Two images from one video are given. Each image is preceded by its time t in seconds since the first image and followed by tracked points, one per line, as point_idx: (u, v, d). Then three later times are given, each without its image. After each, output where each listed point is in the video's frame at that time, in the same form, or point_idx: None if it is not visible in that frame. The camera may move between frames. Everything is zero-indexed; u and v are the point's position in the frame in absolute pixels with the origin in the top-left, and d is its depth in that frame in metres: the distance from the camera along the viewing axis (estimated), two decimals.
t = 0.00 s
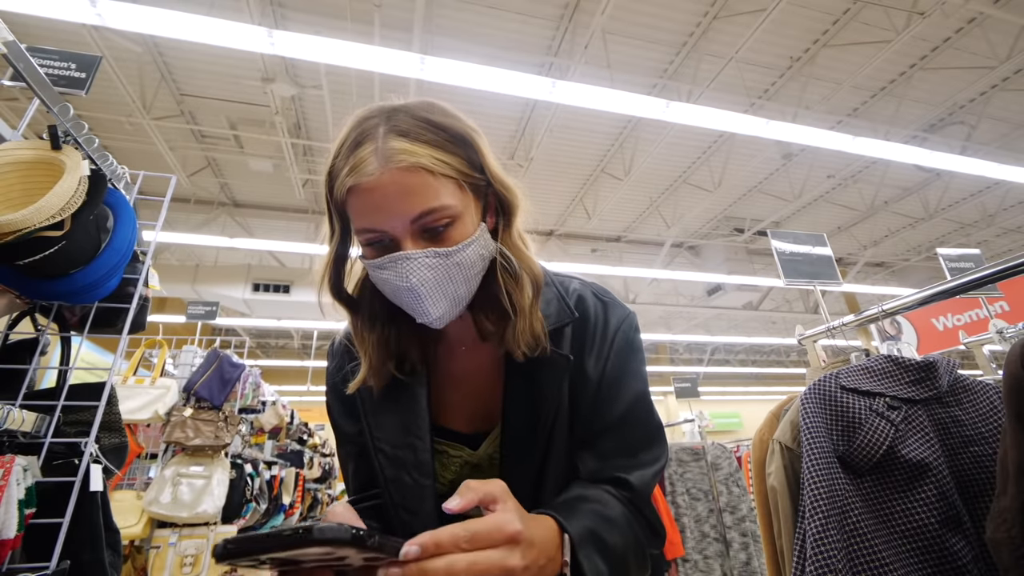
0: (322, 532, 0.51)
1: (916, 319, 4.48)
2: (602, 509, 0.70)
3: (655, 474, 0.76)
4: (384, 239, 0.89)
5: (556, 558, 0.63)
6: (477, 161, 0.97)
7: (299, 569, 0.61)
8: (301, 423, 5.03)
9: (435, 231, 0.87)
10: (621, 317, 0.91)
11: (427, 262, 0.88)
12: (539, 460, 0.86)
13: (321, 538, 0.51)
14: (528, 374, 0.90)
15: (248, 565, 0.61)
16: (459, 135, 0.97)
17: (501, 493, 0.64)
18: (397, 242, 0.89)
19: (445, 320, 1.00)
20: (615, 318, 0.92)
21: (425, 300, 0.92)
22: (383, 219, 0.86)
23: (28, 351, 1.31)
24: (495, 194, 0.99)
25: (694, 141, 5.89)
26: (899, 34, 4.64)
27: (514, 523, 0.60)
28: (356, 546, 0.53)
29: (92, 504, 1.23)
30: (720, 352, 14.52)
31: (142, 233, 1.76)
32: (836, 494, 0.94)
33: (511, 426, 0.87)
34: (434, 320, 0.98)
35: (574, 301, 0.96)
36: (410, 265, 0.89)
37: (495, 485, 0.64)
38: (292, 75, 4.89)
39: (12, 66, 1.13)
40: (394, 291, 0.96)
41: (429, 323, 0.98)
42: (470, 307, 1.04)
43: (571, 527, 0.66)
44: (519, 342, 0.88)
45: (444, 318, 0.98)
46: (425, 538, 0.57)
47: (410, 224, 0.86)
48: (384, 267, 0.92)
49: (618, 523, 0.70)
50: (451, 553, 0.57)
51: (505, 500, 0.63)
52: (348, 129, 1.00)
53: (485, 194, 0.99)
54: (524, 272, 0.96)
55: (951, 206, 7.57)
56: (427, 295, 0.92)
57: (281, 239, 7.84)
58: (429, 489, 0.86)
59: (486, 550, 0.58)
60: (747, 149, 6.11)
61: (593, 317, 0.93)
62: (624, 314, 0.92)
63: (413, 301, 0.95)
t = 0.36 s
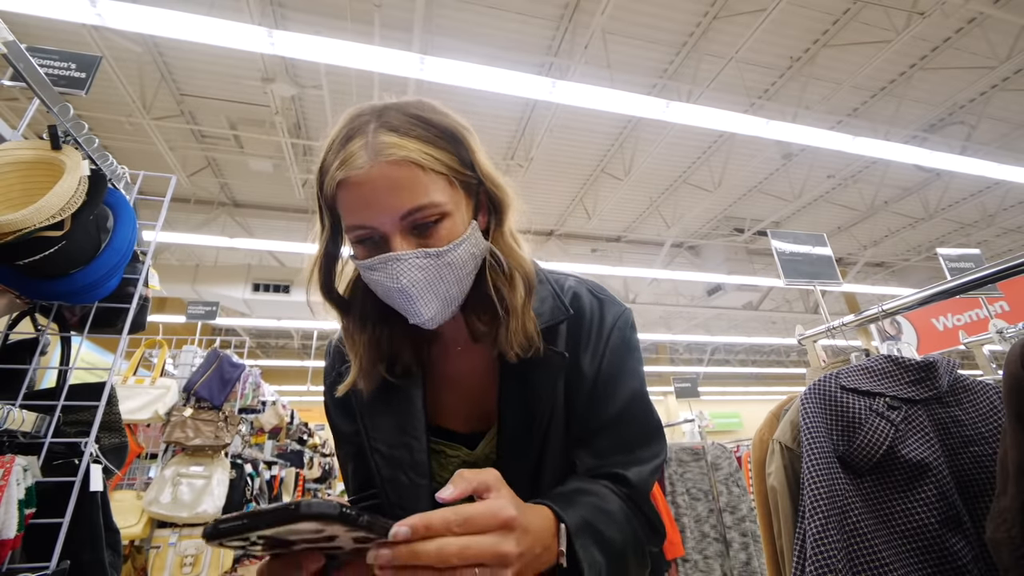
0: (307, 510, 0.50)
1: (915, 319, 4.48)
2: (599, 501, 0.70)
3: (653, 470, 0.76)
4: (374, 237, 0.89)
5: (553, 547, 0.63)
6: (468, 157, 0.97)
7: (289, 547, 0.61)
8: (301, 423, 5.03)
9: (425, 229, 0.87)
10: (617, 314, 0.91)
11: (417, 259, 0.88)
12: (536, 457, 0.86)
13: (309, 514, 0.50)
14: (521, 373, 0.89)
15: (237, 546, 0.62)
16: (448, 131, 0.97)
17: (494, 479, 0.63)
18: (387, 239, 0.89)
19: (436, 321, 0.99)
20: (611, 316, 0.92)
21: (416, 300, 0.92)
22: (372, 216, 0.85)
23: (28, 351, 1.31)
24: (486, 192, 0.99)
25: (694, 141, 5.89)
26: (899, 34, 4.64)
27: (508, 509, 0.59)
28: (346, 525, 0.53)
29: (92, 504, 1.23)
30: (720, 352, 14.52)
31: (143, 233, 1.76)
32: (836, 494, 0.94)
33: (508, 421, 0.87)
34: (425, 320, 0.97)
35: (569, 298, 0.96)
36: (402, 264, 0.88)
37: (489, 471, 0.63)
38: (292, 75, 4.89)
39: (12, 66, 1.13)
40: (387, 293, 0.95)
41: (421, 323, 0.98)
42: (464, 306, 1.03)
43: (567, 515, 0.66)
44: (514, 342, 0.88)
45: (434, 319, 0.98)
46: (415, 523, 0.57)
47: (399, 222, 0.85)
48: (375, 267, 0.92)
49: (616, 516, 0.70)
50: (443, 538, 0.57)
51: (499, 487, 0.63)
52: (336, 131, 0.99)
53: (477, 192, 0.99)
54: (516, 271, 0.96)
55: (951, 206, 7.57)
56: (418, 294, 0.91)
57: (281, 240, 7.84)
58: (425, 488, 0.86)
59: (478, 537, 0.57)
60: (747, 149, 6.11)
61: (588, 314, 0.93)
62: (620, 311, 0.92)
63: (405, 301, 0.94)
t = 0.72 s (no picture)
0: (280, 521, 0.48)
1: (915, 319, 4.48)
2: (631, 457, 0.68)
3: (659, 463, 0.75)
4: (400, 174, 0.94)
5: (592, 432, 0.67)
6: (507, 154, 1.04)
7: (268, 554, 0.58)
8: (301, 423, 5.04)
9: (450, 181, 0.92)
10: (623, 321, 0.91)
11: (435, 204, 0.90)
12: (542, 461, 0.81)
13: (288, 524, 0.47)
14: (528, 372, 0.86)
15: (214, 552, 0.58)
16: (493, 124, 1.04)
17: (552, 411, 0.67)
18: (411, 179, 0.93)
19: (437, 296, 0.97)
20: (618, 324, 0.92)
21: (417, 240, 0.90)
22: (407, 152, 0.91)
23: (28, 351, 1.31)
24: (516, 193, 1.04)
25: (694, 141, 5.88)
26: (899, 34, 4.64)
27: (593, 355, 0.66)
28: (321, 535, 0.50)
29: (92, 505, 1.23)
30: (720, 353, 14.52)
31: (143, 233, 1.76)
32: (836, 494, 0.94)
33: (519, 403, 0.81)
34: (422, 285, 0.94)
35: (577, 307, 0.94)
36: (417, 199, 0.90)
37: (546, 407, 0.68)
38: (292, 76, 4.89)
39: (12, 66, 1.13)
40: (389, 232, 0.94)
41: (416, 287, 0.95)
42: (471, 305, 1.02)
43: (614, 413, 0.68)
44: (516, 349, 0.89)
45: (435, 288, 0.95)
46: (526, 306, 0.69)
47: (430, 164, 0.91)
48: (390, 205, 0.93)
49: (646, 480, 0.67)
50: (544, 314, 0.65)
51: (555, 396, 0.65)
52: (387, 110, 1.08)
53: (509, 189, 1.04)
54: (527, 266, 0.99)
55: (951, 206, 7.57)
56: (421, 242, 0.90)
57: (281, 240, 7.85)
58: (431, 495, 0.81)
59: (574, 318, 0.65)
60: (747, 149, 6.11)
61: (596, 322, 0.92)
62: (626, 320, 0.92)
63: (406, 244, 0.92)
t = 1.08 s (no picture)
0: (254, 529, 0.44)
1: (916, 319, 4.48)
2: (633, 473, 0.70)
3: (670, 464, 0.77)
4: (426, 198, 0.90)
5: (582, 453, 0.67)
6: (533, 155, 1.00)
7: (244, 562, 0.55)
8: (301, 423, 5.04)
9: (478, 204, 0.88)
10: (635, 321, 0.92)
11: (463, 231, 0.88)
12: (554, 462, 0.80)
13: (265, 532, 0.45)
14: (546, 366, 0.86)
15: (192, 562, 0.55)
16: (519, 128, 1.00)
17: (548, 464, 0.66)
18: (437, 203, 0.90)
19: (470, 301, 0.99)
20: (630, 325, 0.93)
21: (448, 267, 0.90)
22: (432, 178, 0.87)
23: (28, 351, 1.31)
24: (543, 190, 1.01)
25: (694, 141, 5.89)
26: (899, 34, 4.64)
27: (567, 410, 0.62)
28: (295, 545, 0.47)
29: (92, 505, 1.23)
30: (720, 353, 14.52)
31: (143, 233, 1.76)
32: (836, 495, 0.94)
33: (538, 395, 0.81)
34: (455, 297, 0.97)
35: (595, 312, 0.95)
36: (446, 228, 0.88)
37: (539, 454, 0.66)
38: (292, 76, 4.89)
39: (12, 66, 1.13)
40: (421, 254, 0.94)
41: (450, 297, 0.97)
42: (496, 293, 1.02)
43: (610, 448, 0.69)
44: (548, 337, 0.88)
45: (467, 297, 0.97)
46: (476, 389, 0.60)
47: (456, 189, 0.87)
48: (419, 230, 0.91)
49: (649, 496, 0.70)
50: (497, 400, 0.58)
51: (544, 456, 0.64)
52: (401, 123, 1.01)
53: (533, 190, 1.00)
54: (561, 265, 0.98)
55: (951, 206, 7.57)
56: (454, 267, 0.91)
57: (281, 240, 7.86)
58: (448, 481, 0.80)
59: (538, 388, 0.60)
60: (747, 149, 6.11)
61: (609, 323, 0.93)
62: (638, 320, 0.93)
63: (436, 269, 0.93)
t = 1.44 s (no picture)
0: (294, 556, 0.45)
1: (915, 320, 4.48)
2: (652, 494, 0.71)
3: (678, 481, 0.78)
4: (436, 189, 0.91)
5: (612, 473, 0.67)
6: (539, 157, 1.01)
7: None
8: (302, 422, 5.05)
9: (486, 193, 0.89)
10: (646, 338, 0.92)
11: (470, 217, 0.87)
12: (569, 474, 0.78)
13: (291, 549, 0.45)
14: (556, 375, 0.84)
15: None
16: (524, 128, 1.01)
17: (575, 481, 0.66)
18: (447, 193, 0.90)
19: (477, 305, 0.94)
20: (640, 341, 0.93)
21: (455, 255, 0.86)
22: (443, 168, 0.89)
23: (28, 351, 1.31)
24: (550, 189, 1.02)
25: (694, 141, 5.89)
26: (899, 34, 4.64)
27: (601, 423, 0.62)
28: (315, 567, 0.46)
29: (92, 504, 1.23)
30: (720, 353, 14.53)
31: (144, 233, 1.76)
32: (836, 494, 0.94)
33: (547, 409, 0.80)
34: (463, 296, 0.91)
35: (607, 330, 0.93)
36: (455, 214, 0.87)
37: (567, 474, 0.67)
38: (292, 76, 4.88)
39: (12, 66, 1.13)
40: (429, 248, 0.91)
41: (458, 299, 0.92)
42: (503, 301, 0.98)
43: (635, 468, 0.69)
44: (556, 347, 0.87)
45: (475, 297, 0.91)
46: (513, 392, 0.61)
47: (465, 176, 0.88)
48: (428, 221, 0.91)
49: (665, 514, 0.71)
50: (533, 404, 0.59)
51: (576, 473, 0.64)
52: (412, 126, 1.05)
53: (540, 190, 1.01)
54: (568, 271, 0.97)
55: (951, 207, 7.57)
56: (461, 254, 0.86)
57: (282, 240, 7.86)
58: (456, 500, 0.80)
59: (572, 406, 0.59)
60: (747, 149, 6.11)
61: (622, 340, 0.93)
62: (647, 337, 0.93)
63: (444, 261, 0.89)
